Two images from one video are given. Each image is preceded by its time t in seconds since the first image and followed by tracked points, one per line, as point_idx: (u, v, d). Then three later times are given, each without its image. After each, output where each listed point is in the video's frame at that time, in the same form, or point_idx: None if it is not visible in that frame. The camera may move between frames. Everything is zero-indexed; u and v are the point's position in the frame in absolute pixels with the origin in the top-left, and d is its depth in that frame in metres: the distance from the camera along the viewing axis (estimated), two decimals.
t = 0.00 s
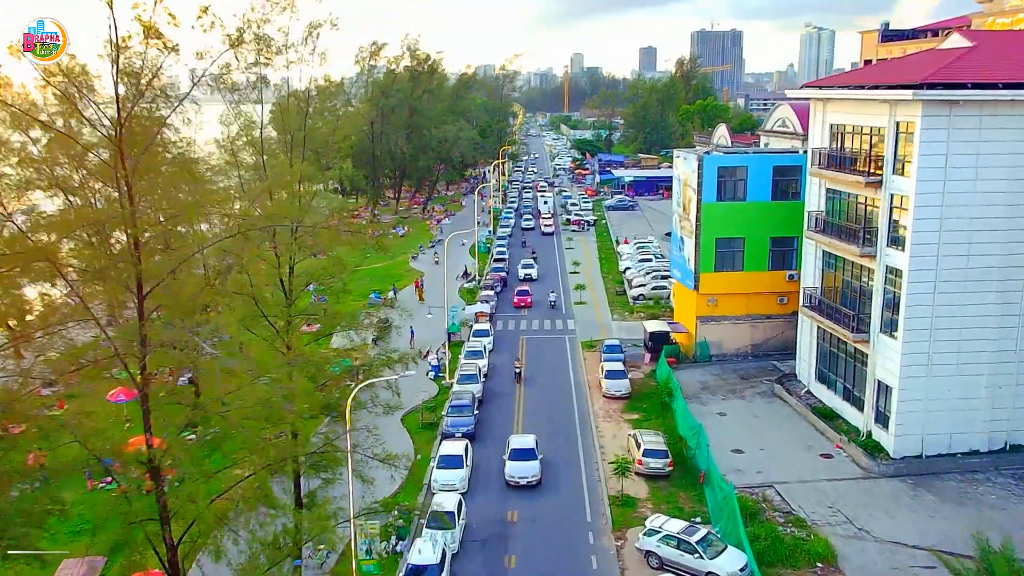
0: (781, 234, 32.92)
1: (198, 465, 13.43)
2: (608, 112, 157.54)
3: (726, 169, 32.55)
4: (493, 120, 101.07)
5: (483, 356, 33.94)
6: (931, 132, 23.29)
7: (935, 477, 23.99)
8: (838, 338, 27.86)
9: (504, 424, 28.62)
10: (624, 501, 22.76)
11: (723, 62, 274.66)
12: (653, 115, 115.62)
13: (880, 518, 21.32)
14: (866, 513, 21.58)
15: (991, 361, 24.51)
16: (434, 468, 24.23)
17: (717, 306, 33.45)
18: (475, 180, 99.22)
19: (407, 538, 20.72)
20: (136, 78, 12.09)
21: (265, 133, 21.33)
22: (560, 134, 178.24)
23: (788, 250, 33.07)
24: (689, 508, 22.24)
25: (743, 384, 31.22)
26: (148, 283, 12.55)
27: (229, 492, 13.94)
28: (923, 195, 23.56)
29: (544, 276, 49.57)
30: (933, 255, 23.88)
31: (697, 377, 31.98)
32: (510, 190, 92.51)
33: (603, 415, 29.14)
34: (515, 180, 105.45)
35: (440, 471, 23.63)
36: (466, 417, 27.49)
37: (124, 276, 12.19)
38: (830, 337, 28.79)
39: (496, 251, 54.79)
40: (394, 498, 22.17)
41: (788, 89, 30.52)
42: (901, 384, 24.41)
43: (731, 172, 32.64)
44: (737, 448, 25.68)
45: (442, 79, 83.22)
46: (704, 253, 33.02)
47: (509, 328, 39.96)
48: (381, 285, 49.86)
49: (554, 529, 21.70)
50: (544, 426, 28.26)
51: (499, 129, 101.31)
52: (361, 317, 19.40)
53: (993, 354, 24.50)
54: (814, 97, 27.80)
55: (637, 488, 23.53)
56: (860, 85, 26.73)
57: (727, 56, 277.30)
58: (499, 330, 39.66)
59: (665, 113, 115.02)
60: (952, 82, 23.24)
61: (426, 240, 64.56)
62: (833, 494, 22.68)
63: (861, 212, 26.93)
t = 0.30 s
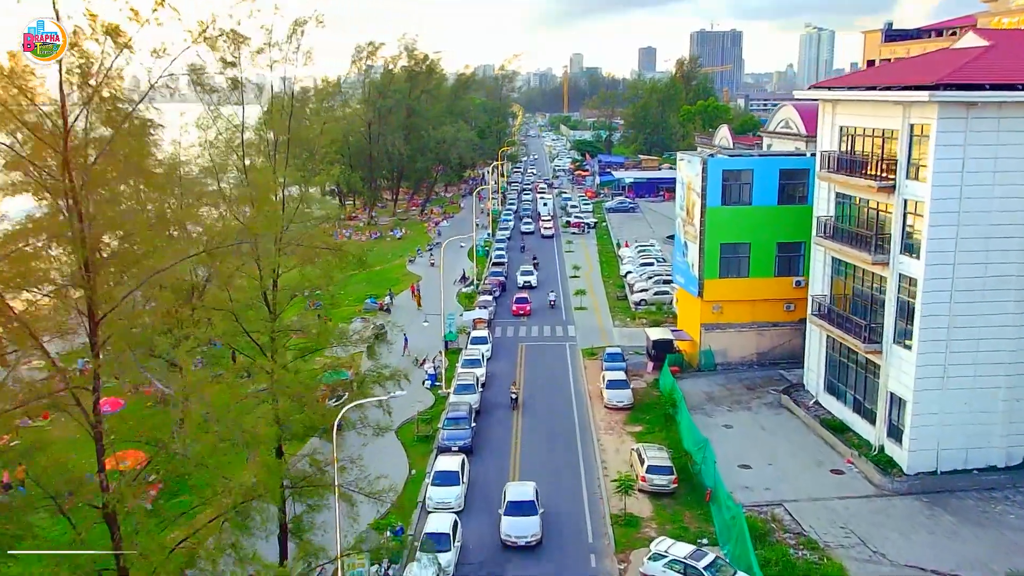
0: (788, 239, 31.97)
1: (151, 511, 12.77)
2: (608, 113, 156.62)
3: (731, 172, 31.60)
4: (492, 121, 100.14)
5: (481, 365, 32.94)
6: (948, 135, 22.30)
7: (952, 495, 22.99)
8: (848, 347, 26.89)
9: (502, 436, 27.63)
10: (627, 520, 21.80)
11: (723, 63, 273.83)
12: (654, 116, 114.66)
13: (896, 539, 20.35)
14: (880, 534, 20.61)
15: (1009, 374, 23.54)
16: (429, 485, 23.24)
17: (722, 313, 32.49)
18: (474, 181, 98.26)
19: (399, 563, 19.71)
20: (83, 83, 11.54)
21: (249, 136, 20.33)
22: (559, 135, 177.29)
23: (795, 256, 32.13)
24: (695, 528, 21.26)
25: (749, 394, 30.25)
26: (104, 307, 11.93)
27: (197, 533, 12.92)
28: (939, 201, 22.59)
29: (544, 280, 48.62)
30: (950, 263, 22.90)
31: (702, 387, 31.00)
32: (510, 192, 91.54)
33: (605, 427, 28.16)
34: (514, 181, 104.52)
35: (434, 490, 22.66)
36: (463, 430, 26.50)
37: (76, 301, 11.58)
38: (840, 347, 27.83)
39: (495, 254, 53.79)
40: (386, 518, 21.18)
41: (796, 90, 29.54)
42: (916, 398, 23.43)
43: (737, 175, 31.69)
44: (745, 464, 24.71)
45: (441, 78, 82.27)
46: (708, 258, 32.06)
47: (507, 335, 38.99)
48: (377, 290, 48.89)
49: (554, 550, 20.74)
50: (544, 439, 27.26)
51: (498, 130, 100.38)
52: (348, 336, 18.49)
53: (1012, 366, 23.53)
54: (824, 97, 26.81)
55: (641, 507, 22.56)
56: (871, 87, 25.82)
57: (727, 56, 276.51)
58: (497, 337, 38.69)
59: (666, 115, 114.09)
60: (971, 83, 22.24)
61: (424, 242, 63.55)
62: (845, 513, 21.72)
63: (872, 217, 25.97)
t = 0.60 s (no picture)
0: (795, 245, 31.00)
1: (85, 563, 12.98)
2: (607, 113, 155.69)
3: (736, 175, 30.63)
4: (490, 121, 99.21)
5: (478, 374, 31.95)
6: (966, 138, 21.31)
7: (970, 515, 21.97)
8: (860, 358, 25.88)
9: (500, 450, 26.64)
10: (631, 541, 20.81)
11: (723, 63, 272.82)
12: (654, 116, 113.66)
13: (914, 564, 19.36)
14: (897, 558, 19.62)
15: None
16: (424, 503, 22.24)
17: (727, 321, 31.50)
18: (472, 182, 97.33)
19: None
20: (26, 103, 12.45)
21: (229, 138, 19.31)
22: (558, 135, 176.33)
23: (802, 262, 31.16)
24: (702, 550, 20.27)
25: (755, 405, 29.23)
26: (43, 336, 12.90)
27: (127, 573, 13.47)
28: (957, 207, 21.61)
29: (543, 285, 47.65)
30: (968, 272, 21.92)
31: (707, 398, 29.99)
32: (508, 193, 90.59)
33: (606, 440, 27.16)
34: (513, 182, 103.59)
35: (428, 509, 21.69)
36: (459, 443, 25.50)
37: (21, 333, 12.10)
38: (850, 357, 26.83)
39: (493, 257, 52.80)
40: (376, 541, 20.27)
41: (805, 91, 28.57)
42: (932, 413, 22.44)
43: (742, 178, 30.72)
44: (752, 480, 23.73)
45: (439, 78, 81.32)
46: (713, 264, 31.09)
47: (506, 342, 38.00)
48: (373, 293, 47.93)
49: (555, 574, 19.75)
50: (543, 453, 26.28)
51: (496, 130, 99.41)
52: (334, 354, 17.83)
53: None
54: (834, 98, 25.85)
55: (645, 527, 21.56)
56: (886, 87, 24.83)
57: (727, 56, 275.51)
58: (496, 343, 37.70)
59: (666, 115, 113.10)
60: (990, 83, 21.26)
61: (421, 245, 62.61)
62: (859, 534, 20.73)
63: (886, 223, 24.98)
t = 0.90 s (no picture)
0: (803, 251, 30.02)
1: None
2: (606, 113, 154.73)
3: (741, 179, 29.64)
4: (489, 122, 98.25)
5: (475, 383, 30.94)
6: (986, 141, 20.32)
7: (990, 536, 20.94)
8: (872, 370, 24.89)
9: (498, 465, 25.63)
10: (635, 565, 19.79)
11: (723, 63, 271.86)
12: (655, 116, 112.65)
13: None
14: None
15: None
16: (417, 523, 21.22)
17: (732, 329, 30.52)
18: (470, 183, 96.35)
19: None
20: None
21: (208, 143, 18.43)
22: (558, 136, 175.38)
23: (810, 268, 30.19)
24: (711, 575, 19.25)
25: (762, 417, 28.24)
26: None
27: None
28: (976, 214, 20.64)
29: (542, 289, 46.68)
30: (987, 282, 20.96)
31: (712, 409, 28.99)
32: (507, 195, 89.64)
33: (608, 454, 26.16)
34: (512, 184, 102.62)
35: (421, 531, 20.65)
36: (455, 458, 24.49)
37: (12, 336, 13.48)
38: (861, 368, 25.83)
39: (492, 261, 51.80)
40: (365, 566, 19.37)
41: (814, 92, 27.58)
42: (949, 430, 21.46)
43: (748, 182, 29.74)
44: (760, 498, 22.76)
45: (438, 78, 80.32)
46: (718, 270, 30.12)
47: (504, 349, 37.01)
48: (369, 298, 46.95)
49: None
50: (542, 468, 25.29)
51: (495, 130, 98.46)
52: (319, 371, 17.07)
53: None
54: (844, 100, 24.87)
55: (649, 549, 20.54)
56: (899, 88, 23.87)
57: (727, 56, 274.57)
58: (494, 351, 36.72)
59: (666, 116, 112.10)
60: (1011, 84, 20.27)
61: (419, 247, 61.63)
62: (874, 557, 19.74)
63: (899, 230, 23.99)
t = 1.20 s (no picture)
0: (810, 257, 29.07)
1: None
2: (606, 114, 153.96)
3: (748, 183, 28.69)
4: (488, 123, 97.37)
5: (474, 393, 29.96)
6: (1008, 144, 19.36)
7: (1013, 559, 19.98)
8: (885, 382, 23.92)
9: (496, 480, 24.66)
10: None
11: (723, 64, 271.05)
12: (655, 117, 111.78)
13: None
14: None
15: None
16: (411, 545, 20.20)
17: (738, 338, 29.57)
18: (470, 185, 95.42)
19: None
20: None
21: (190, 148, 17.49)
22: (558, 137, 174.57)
23: (818, 275, 29.23)
24: None
25: (771, 430, 27.28)
26: None
27: None
28: (997, 222, 19.69)
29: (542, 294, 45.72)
30: (1008, 292, 19.98)
31: (718, 421, 28.02)
32: (506, 196, 88.75)
33: (611, 469, 25.20)
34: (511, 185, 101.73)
35: (414, 553, 19.64)
36: (451, 474, 23.50)
37: None
38: (874, 380, 24.87)
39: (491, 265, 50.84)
40: None
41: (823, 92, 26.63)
42: (968, 447, 20.50)
43: (754, 186, 28.79)
44: (771, 517, 21.81)
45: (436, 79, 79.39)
46: (723, 277, 29.16)
47: (503, 357, 36.04)
48: (366, 303, 45.94)
49: None
50: (543, 484, 24.31)
51: (494, 131, 97.58)
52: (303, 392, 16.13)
53: None
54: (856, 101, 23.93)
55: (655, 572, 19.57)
56: (913, 90, 22.92)
57: (727, 57, 273.81)
58: (492, 359, 35.76)
59: (666, 117, 111.24)
60: None
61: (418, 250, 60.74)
62: None
63: (914, 237, 23.02)
